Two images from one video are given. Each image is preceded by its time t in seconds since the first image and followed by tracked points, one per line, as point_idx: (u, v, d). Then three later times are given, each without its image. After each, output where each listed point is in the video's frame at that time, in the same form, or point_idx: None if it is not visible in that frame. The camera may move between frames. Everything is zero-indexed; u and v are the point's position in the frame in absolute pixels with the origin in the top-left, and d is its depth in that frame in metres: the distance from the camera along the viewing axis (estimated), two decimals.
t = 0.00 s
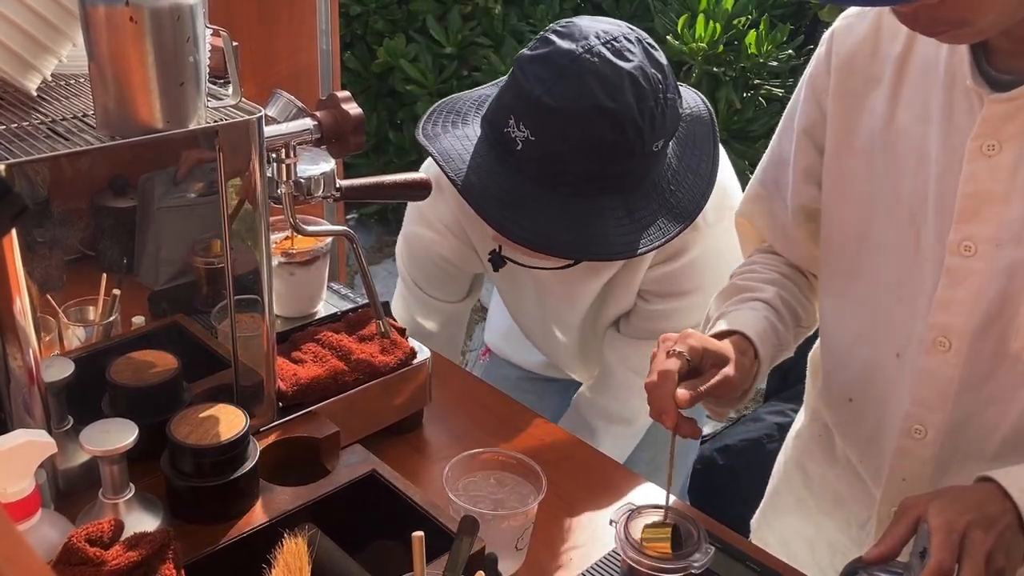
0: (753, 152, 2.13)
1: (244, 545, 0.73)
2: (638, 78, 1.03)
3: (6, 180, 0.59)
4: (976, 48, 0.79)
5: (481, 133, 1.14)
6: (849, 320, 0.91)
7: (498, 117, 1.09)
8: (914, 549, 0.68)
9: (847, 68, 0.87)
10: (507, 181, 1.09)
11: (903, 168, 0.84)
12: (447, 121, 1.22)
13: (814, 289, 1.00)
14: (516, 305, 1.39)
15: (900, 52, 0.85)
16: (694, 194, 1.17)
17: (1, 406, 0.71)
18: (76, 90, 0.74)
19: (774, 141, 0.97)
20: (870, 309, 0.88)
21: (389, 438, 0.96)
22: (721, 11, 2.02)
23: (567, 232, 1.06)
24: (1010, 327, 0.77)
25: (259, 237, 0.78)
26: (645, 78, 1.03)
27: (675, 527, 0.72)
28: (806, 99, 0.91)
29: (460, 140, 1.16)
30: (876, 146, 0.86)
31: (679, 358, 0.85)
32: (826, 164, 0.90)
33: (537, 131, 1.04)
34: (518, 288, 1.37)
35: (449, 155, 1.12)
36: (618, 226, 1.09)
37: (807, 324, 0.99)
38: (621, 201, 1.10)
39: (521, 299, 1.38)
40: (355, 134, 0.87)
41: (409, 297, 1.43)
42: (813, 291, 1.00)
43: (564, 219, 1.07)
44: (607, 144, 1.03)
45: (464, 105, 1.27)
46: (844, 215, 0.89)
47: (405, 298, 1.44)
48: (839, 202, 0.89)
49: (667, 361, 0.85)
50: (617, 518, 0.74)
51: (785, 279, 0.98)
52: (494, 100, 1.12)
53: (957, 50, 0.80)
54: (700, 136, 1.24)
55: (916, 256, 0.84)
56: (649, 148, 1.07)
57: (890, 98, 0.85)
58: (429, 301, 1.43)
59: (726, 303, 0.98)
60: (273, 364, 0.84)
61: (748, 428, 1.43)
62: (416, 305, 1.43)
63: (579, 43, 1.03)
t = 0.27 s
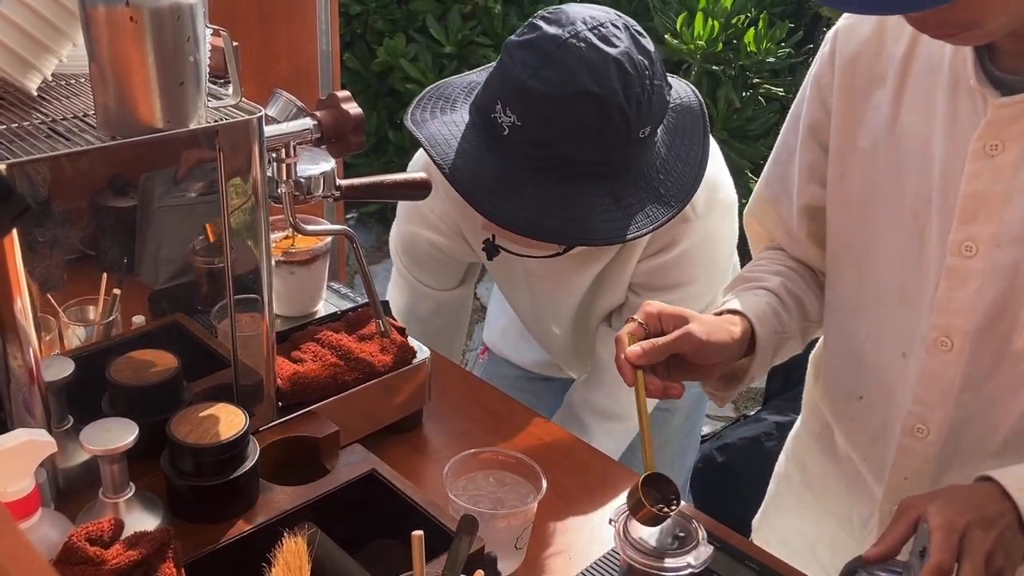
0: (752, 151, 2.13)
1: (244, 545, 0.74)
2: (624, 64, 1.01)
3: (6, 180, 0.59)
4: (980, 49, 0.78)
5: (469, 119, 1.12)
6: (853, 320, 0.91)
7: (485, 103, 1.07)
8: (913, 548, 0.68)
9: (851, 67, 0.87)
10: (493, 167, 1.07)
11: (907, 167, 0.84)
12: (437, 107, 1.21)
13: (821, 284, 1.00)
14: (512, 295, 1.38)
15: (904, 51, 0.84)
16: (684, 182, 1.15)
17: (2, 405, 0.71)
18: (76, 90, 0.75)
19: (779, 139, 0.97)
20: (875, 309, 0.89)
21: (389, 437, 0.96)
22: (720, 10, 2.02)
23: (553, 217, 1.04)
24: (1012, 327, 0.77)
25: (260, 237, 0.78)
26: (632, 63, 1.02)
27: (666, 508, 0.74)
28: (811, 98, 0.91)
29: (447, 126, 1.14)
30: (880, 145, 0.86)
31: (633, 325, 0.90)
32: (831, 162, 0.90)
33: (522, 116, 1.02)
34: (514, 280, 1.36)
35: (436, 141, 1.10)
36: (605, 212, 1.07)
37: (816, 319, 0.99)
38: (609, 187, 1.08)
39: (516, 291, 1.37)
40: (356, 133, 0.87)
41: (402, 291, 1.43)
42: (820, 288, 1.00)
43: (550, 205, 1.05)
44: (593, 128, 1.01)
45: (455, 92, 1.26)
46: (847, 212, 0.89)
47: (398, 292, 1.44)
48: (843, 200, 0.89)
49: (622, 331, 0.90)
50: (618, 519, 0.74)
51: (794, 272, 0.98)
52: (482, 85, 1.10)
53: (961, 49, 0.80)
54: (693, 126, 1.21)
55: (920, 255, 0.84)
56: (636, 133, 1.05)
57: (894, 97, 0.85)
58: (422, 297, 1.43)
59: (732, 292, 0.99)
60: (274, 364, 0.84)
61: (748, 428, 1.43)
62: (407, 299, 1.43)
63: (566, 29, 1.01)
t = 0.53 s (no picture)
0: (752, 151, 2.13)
1: (244, 544, 0.74)
2: (611, 50, 1.01)
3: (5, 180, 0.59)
4: (986, 49, 0.78)
5: (459, 108, 1.12)
6: (854, 319, 0.91)
7: (474, 91, 1.07)
8: (911, 547, 0.68)
9: (855, 66, 0.87)
10: (482, 155, 1.07)
11: (909, 166, 0.84)
12: (427, 98, 1.21)
13: (823, 284, 0.99)
14: (507, 287, 1.38)
15: (909, 50, 0.84)
16: (676, 172, 1.14)
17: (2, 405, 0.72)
18: (75, 89, 0.75)
19: (782, 137, 0.97)
20: (873, 308, 0.89)
21: (389, 436, 0.96)
22: (721, 10, 2.02)
23: (542, 205, 1.04)
24: (1012, 328, 0.77)
25: (259, 237, 0.78)
26: (620, 50, 1.01)
27: (655, 500, 0.74)
28: (815, 96, 0.91)
29: (436, 116, 1.14)
30: (883, 143, 0.86)
31: (621, 326, 0.90)
32: (833, 159, 0.90)
33: (511, 104, 1.02)
34: (509, 273, 1.35)
35: (426, 132, 1.10)
36: (595, 200, 1.06)
37: (816, 318, 0.99)
38: (599, 175, 1.08)
39: (512, 283, 1.36)
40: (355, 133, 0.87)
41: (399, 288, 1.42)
42: (821, 288, 1.00)
43: (540, 193, 1.05)
44: (581, 116, 1.01)
45: (447, 83, 1.26)
46: (849, 210, 0.89)
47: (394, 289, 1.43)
48: (845, 199, 0.89)
49: (610, 333, 0.91)
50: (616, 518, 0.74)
51: (793, 272, 0.98)
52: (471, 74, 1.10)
53: (966, 49, 0.80)
54: (685, 117, 1.21)
55: (919, 254, 0.84)
56: (625, 121, 1.05)
57: (898, 95, 0.84)
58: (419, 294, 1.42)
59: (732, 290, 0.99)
60: (274, 364, 0.85)
61: (748, 427, 1.43)
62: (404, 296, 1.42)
63: (553, 16, 1.01)
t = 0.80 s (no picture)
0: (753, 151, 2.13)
1: (245, 545, 0.73)
2: (611, 38, 1.00)
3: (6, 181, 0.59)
4: (985, 48, 0.78)
5: (459, 99, 1.12)
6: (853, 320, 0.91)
7: (474, 80, 1.07)
8: (912, 547, 0.68)
9: (855, 65, 0.87)
10: (481, 144, 1.07)
11: (910, 164, 0.84)
12: (427, 88, 1.21)
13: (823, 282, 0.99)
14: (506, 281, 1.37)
15: (909, 49, 0.84)
16: (676, 162, 1.14)
17: (2, 405, 0.71)
18: (76, 90, 0.75)
19: (782, 136, 0.97)
20: (873, 308, 0.88)
21: (389, 437, 0.96)
22: (722, 10, 2.02)
23: (541, 194, 1.03)
24: (1012, 328, 0.77)
25: (260, 237, 0.78)
26: (619, 38, 1.01)
27: (654, 492, 0.74)
28: (815, 96, 0.91)
29: (435, 106, 1.14)
30: (883, 142, 0.86)
31: (619, 322, 0.91)
32: (833, 156, 0.90)
33: (510, 92, 1.02)
34: (507, 267, 1.35)
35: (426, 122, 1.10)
36: (594, 189, 1.06)
37: (817, 317, 0.99)
38: (598, 165, 1.07)
39: (510, 277, 1.36)
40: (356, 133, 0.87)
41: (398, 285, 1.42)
42: (821, 285, 0.99)
43: (538, 182, 1.04)
44: (580, 103, 1.01)
45: (447, 75, 1.26)
46: (848, 210, 0.89)
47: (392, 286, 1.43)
48: (844, 198, 0.89)
49: (608, 328, 0.91)
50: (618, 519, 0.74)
51: (793, 269, 0.98)
52: (471, 64, 1.09)
53: (966, 49, 0.80)
54: (685, 109, 1.20)
55: (919, 254, 0.84)
56: (624, 110, 1.04)
57: (899, 94, 0.85)
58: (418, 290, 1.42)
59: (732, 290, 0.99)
60: (274, 364, 0.84)
61: (750, 430, 1.43)
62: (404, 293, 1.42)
63: (553, 3, 1.01)
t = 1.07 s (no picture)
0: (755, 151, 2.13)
1: (246, 545, 0.73)
2: (611, 33, 1.00)
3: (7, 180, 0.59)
4: (985, 46, 0.78)
5: (459, 94, 1.11)
6: (853, 319, 0.91)
7: (474, 75, 1.07)
8: (914, 547, 0.68)
9: (855, 64, 0.87)
10: (481, 139, 1.06)
11: (910, 163, 0.84)
12: (426, 84, 1.21)
13: (821, 282, 1.00)
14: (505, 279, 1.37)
15: (909, 47, 0.84)
16: (677, 158, 1.14)
17: (3, 405, 0.71)
18: (77, 90, 0.74)
19: (781, 135, 0.97)
20: (873, 308, 0.88)
21: (390, 437, 0.96)
22: (723, 9, 2.02)
23: (542, 190, 1.04)
24: (1013, 327, 0.77)
25: (261, 237, 0.78)
26: (619, 33, 1.01)
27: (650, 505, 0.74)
28: (814, 95, 0.91)
29: (435, 102, 1.14)
30: (883, 142, 0.86)
31: (642, 325, 0.90)
32: (833, 155, 0.90)
33: (510, 87, 1.01)
34: (507, 265, 1.35)
35: (426, 118, 1.10)
36: (594, 185, 1.06)
37: (815, 318, 0.99)
38: (599, 161, 1.07)
39: (509, 276, 1.36)
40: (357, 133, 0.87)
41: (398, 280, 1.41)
42: (820, 286, 1.00)
43: (539, 178, 1.04)
44: (580, 99, 1.01)
45: (446, 71, 1.26)
46: (848, 208, 0.89)
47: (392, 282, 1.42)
48: (844, 196, 0.89)
49: (630, 329, 0.89)
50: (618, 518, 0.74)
51: (793, 272, 0.98)
52: (471, 59, 1.09)
53: (965, 47, 0.80)
54: (685, 105, 1.20)
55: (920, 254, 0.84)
56: (625, 106, 1.04)
57: (899, 92, 0.84)
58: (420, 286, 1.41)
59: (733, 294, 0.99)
60: (275, 364, 0.84)
61: (750, 430, 1.43)
62: (405, 289, 1.41)
63: None
